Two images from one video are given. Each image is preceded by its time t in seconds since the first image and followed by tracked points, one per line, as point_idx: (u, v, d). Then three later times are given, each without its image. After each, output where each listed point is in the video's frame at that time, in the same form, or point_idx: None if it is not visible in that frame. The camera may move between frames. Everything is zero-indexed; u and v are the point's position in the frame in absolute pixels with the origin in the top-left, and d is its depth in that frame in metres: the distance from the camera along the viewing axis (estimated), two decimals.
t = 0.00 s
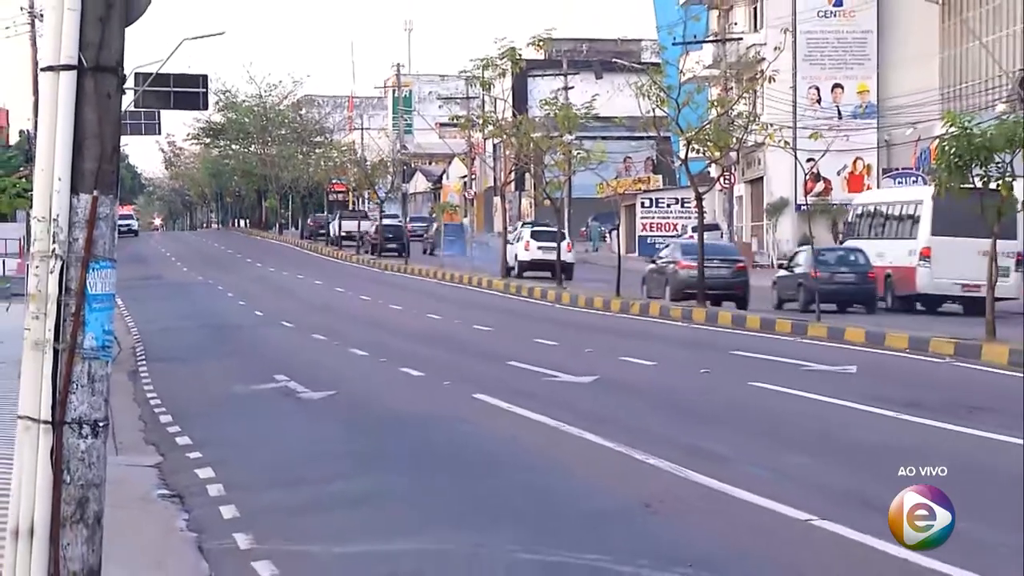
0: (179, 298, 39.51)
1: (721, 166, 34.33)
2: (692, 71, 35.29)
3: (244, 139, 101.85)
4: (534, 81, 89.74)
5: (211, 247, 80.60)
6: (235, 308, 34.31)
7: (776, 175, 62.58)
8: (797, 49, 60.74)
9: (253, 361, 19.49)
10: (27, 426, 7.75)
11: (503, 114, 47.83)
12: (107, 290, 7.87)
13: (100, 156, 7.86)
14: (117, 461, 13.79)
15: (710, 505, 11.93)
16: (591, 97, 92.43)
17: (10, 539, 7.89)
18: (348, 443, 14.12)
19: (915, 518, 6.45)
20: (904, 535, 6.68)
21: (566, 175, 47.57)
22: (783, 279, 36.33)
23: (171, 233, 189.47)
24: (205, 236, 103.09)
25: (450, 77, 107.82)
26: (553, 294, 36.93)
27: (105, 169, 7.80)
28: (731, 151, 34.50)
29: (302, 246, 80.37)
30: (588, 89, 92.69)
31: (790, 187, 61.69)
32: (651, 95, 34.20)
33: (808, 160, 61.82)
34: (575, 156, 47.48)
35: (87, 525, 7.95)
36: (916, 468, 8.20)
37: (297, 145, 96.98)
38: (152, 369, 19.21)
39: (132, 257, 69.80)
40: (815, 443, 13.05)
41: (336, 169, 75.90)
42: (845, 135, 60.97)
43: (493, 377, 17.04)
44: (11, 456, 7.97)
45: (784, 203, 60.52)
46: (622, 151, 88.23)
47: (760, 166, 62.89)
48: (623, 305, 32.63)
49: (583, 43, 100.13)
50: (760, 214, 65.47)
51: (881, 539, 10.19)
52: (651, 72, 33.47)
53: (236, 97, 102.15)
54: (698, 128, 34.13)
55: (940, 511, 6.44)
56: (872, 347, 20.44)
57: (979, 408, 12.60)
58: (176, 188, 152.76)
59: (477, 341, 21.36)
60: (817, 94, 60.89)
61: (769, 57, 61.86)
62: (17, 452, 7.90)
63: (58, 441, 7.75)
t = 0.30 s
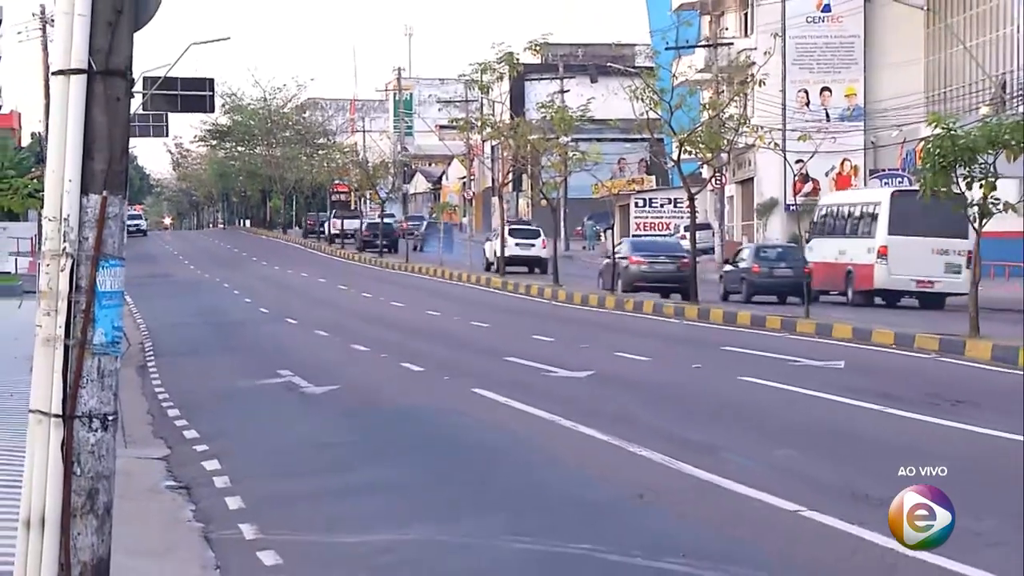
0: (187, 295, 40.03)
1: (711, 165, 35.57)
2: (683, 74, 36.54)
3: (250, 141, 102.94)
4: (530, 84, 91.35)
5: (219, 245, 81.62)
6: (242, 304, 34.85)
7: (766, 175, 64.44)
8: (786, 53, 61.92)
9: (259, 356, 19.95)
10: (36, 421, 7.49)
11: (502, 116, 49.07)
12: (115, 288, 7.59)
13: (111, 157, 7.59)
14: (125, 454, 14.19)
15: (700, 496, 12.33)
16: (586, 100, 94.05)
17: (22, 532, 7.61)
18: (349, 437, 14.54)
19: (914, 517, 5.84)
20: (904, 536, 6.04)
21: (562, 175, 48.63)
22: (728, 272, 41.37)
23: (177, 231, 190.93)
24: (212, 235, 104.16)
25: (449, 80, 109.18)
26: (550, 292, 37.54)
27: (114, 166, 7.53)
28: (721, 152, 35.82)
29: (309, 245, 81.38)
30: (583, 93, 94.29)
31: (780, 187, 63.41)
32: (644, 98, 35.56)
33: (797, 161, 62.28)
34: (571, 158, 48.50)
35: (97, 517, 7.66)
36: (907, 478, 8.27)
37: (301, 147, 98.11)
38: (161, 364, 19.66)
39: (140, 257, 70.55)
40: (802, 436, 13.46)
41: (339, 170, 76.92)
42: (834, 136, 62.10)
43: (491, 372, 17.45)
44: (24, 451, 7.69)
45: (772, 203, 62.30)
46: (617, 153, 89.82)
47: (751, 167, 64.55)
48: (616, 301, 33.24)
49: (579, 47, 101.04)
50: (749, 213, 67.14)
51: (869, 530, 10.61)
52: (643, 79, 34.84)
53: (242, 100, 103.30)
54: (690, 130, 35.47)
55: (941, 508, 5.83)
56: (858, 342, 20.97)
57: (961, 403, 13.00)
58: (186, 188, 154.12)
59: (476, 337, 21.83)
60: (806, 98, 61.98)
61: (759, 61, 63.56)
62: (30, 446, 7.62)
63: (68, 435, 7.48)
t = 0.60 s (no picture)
0: (188, 294, 40.41)
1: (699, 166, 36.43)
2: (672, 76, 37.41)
3: (250, 143, 103.32)
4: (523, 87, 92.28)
5: (219, 245, 82.10)
6: (241, 302, 35.23)
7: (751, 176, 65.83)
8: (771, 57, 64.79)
9: (259, 352, 20.34)
10: (43, 414, 8.30)
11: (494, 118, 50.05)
12: (119, 285, 8.40)
13: (117, 162, 8.39)
14: (128, 446, 14.61)
15: (686, 487, 12.73)
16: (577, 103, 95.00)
17: (27, 520, 8.46)
18: (347, 431, 14.93)
19: (916, 518, 6.91)
20: (907, 534, 7.10)
21: (552, 176, 49.35)
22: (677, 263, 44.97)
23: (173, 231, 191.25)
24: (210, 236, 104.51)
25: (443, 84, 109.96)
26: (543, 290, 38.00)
27: (120, 171, 8.35)
28: (708, 154, 36.78)
29: (308, 246, 81.79)
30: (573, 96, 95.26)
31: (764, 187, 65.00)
32: (633, 101, 36.48)
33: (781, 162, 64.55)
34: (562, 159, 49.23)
35: (100, 507, 8.47)
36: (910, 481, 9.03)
37: (300, 149, 98.61)
38: (164, 360, 20.05)
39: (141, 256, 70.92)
40: (785, 429, 13.87)
41: (336, 171, 77.37)
42: (816, 139, 65.17)
43: (485, 367, 17.86)
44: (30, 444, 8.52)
45: (756, 202, 63.87)
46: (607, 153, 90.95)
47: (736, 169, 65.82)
48: (606, 298, 33.70)
49: (570, 52, 102.00)
50: (736, 213, 68.33)
51: (850, 520, 11.00)
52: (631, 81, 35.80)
53: (242, 103, 103.84)
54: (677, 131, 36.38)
55: (941, 510, 6.91)
56: (839, 338, 21.51)
57: (940, 399, 13.51)
58: (186, 188, 154.62)
59: (469, 333, 22.23)
60: (788, 101, 65.03)
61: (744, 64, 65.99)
62: (35, 439, 8.45)
63: (73, 428, 8.30)
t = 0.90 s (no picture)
0: (183, 291, 40.74)
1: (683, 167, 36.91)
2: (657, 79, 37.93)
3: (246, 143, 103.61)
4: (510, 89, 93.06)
5: (216, 243, 82.36)
6: (237, 299, 35.58)
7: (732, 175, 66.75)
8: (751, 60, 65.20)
9: (253, 347, 20.71)
10: (43, 408, 8.68)
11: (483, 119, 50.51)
12: (117, 282, 8.78)
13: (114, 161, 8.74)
14: (126, 439, 14.98)
15: (669, 478, 13.10)
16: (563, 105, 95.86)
17: (29, 510, 8.84)
18: (340, 424, 15.30)
19: (916, 514, 6.91)
20: (904, 533, 7.11)
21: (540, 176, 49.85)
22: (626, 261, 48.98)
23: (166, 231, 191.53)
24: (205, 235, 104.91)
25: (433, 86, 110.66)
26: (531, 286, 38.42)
27: (117, 169, 8.71)
28: (691, 155, 37.27)
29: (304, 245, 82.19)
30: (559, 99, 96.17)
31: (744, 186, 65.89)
32: (617, 103, 37.01)
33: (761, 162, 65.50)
34: (549, 159, 49.76)
35: (99, 498, 8.83)
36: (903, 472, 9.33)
37: (294, 150, 99.03)
38: (161, 355, 20.41)
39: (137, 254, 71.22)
40: (766, 423, 14.26)
41: (330, 171, 77.80)
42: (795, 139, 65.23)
43: (474, 362, 18.24)
44: (31, 438, 8.91)
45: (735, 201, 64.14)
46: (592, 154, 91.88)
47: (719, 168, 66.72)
48: (592, 295, 34.13)
49: (556, 55, 102.81)
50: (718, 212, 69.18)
51: (827, 511, 11.39)
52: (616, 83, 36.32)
53: (237, 105, 104.28)
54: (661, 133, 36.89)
55: (940, 508, 6.92)
56: (819, 334, 21.97)
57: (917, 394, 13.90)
58: (182, 188, 154.92)
59: (457, 329, 22.61)
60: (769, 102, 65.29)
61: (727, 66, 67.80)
62: (36, 433, 8.83)
63: (72, 421, 8.67)
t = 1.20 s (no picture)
0: (177, 287, 41.19)
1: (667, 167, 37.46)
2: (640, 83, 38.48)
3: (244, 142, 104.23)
4: (499, 90, 94.31)
5: (212, 240, 83.15)
6: (232, 294, 36.00)
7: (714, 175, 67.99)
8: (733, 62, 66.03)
9: (248, 342, 21.13)
10: (43, 400, 9.03)
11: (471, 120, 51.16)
12: (115, 278, 9.16)
13: (115, 162, 9.13)
14: (123, 431, 15.39)
15: (651, 468, 13.50)
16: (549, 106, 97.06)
17: (28, 500, 9.19)
18: (332, 415, 15.72)
19: (914, 516, 5.20)
20: (902, 536, 5.41)
21: (528, 175, 50.47)
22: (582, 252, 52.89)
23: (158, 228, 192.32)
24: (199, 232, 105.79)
25: (423, 87, 111.77)
26: (517, 282, 39.05)
27: (116, 171, 9.09)
28: (675, 155, 37.84)
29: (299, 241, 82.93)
30: (546, 99, 97.34)
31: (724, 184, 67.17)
32: (603, 104, 37.60)
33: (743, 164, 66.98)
34: (536, 159, 50.40)
35: (96, 489, 9.16)
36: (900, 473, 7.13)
37: (288, 150, 99.93)
38: (159, 349, 20.85)
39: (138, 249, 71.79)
40: (746, 416, 14.68)
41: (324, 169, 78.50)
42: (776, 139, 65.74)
43: (462, 356, 18.64)
44: (31, 430, 9.26)
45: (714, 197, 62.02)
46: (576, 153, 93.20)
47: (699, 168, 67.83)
48: (578, 291, 34.70)
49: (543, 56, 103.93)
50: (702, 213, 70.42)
51: (804, 501, 11.77)
52: (602, 84, 36.92)
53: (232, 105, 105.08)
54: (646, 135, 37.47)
55: (943, 507, 5.20)
56: (799, 330, 22.54)
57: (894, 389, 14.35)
58: (179, 186, 155.84)
59: (446, 324, 23.07)
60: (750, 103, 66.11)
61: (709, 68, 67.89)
62: (37, 426, 9.19)
63: (71, 414, 9.02)
